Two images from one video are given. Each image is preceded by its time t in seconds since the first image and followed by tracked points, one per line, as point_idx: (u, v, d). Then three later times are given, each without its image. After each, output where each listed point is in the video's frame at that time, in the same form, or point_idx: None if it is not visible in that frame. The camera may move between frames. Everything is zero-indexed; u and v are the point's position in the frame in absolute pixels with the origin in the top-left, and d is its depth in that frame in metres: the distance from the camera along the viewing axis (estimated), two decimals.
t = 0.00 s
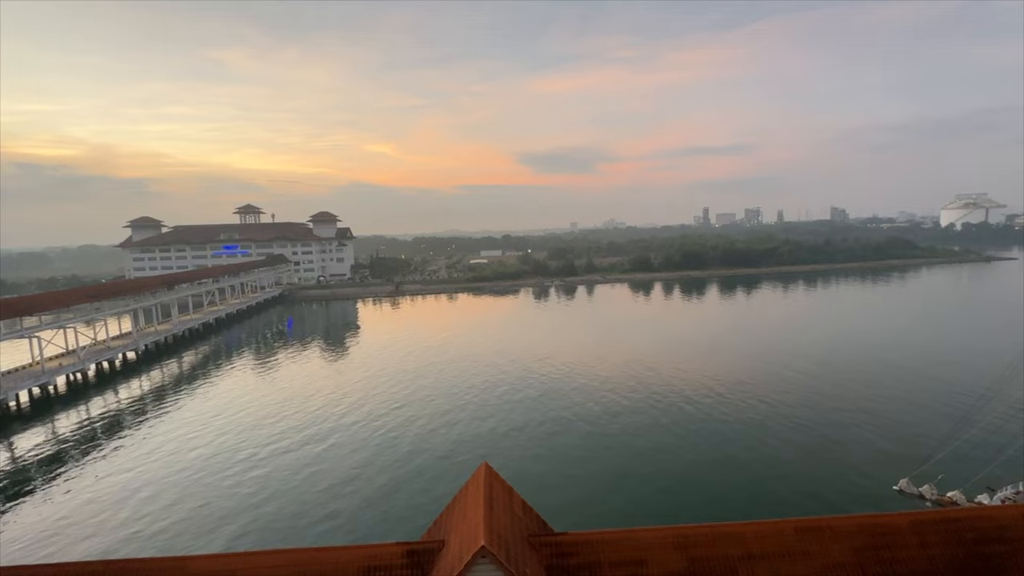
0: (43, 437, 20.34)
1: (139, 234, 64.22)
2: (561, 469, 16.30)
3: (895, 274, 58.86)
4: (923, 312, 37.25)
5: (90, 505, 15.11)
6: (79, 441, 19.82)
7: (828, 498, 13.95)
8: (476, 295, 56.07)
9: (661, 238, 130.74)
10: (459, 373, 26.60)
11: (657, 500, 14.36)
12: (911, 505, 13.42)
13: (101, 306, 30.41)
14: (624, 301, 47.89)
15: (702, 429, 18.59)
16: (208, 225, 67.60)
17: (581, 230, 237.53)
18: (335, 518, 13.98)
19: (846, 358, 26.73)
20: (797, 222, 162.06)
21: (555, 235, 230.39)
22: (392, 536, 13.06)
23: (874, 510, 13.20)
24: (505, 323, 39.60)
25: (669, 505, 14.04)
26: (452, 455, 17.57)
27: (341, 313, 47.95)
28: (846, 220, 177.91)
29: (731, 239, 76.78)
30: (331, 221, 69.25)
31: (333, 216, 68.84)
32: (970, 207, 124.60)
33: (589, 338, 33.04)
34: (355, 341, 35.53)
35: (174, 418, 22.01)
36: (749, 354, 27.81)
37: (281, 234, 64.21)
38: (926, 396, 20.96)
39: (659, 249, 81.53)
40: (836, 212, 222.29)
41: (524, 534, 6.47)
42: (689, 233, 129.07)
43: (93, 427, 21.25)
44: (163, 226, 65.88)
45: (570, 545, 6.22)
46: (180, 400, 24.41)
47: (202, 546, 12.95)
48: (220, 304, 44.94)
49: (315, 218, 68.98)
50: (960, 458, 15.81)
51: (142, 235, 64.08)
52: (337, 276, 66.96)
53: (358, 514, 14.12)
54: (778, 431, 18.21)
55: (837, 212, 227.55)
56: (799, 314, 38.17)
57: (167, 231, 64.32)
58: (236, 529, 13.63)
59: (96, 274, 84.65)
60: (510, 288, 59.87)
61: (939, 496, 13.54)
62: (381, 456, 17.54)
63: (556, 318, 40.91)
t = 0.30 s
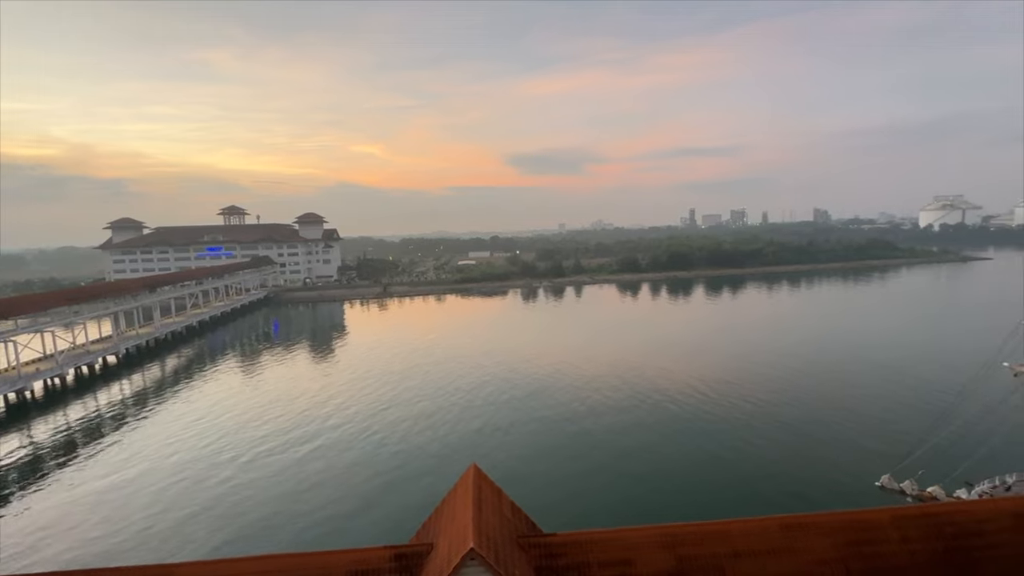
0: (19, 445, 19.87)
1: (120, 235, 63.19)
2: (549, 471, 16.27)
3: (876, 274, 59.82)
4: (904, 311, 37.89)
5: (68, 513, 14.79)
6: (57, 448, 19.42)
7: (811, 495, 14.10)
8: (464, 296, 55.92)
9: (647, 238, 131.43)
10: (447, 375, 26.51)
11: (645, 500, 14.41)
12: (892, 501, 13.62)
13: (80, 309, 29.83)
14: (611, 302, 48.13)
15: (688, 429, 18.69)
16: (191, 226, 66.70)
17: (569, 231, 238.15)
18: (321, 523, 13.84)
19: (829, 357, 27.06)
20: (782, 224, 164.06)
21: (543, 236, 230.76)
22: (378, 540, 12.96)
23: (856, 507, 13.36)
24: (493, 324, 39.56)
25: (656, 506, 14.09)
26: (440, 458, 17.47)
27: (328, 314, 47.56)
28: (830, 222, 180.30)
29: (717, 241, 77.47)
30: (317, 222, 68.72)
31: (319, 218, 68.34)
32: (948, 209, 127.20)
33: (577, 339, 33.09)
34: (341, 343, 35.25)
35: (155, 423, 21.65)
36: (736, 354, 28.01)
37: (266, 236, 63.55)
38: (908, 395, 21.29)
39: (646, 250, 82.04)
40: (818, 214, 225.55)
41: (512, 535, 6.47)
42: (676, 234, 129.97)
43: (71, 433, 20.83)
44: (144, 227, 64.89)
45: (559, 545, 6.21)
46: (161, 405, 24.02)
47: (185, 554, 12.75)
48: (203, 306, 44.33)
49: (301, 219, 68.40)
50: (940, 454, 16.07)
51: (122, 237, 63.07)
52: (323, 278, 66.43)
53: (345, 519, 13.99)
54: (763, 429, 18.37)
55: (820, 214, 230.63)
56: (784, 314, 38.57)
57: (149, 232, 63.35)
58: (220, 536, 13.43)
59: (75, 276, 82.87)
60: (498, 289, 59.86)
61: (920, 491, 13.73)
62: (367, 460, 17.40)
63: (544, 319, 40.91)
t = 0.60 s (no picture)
0: None
1: (101, 238, 62.15)
2: (539, 473, 16.22)
3: (860, 275, 60.67)
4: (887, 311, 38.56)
5: (47, 522, 14.46)
6: (35, 455, 18.99)
7: (798, 494, 14.23)
8: (453, 298, 55.77)
9: (635, 240, 131.98)
10: (435, 377, 26.39)
11: (634, 501, 14.44)
12: (876, 498, 13.79)
13: (60, 312, 29.24)
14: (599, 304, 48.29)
15: (676, 429, 18.77)
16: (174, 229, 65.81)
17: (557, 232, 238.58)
18: (308, 528, 13.69)
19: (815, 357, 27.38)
20: (767, 226, 165.92)
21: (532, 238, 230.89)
22: (366, 545, 12.85)
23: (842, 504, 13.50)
24: (482, 326, 39.47)
25: (645, 506, 14.13)
26: (430, 460, 17.36)
27: (316, 317, 47.20)
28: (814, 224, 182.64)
29: (704, 242, 78.04)
30: (304, 224, 68.21)
31: (306, 220, 67.84)
32: (928, 210, 129.60)
33: (566, 341, 33.14)
34: (328, 346, 34.94)
35: (137, 429, 21.27)
36: (723, 355, 28.21)
37: (252, 238, 62.91)
38: (891, 393, 21.60)
39: (634, 251, 82.49)
40: (802, 217, 228.45)
41: (502, 538, 6.45)
42: (663, 236, 130.62)
43: (50, 440, 20.38)
44: (126, 230, 63.87)
45: (549, 547, 6.20)
46: (143, 410, 23.60)
47: (169, 562, 12.54)
48: (188, 310, 43.75)
49: (287, 221, 67.84)
50: (922, 451, 16.31)
51: (104, 239, 62.03)
52: (310, 280, 65.95)
53: (333, 523, 13.86)
54: (750, 429, 18.52)
55: (804, 215, 233.57)
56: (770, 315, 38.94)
57: (131, 235, 62.36)
58: (204, 543, 13.23)
59: (54, 280, 81.19)
60: (487, 291, 59.76)
61: (903, 488, 13.91)
62: (355, 463, 17.26)
63: (532, 321, 40.92)
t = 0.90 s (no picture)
0: None
1: (82, 240, 61.15)
2: (528, 475, 16.21)
3: (845, 276, 61.44)
4: (872, 312, 39.09)
5: (25, 531, 14.14)
6: (13, 463, 18.59)
7: (784, 493, 14.35)
8: (443, 300, 55.60)
9: (623, 241, 132.63)
10: (424, 379, 26.27)
11: (622, 502, 14.46)
12: (861, 496, 13.94)
13: (40, 316, 28.68)
14: (588, 305, 48.45)
15: (665, 430, 18.85)
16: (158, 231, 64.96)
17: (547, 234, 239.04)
18: (295, 534, 13.54)
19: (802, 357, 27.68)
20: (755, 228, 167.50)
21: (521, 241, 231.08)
22: (354, 550, 12.73)
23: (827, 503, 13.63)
24: (472, 328, 39.39)
25: (634, 506, 14.17)
26: (419, 463, 17.29)
27: (303, 320, 46.80)
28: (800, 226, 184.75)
29: (691, 244, 78.62)
30: (292, 226, 67.70)
31: (294, 221, 67.32)
32: (909, 212, 131.77)
33: (556, 342, 33.19)
34: (316, 349, 34.65)
35: (120, 435, 20.92)
36: (711, 355, 28.42)
37: (238, 240, 62.26)
38: (875, 393, 21.88)
39: (623, 253, 82.90)
40: (788, 219, 231.05)
41: (492, 541, 6.43)
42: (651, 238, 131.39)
43: (29, 448, 19.97)
44: (108, 232, 62.89)
45: (539, 550, 6.19)
46: (126, 416, 23.21)
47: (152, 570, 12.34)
48: (172, 313, 43.17)
49: (274, 223, 67.29)
50: (905, 449, 16.54)
51: (85, 241, 61.05)
52: (298, 283, 65.44)
53: (320, 529, 13.73)
54: (737, 429, 18.66)
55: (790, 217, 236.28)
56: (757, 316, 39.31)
57: (114, 237, 61.45)
58: (189, 551, 13.03)
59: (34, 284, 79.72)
60: (477, 293, 59.69)
61: (886, 486, 14.09)
62: (343, 467, 17.12)
63: (522, 322, 40.91)
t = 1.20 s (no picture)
0: None
1: (63, 242, 60.08)
2: (518, 477, 16.19)
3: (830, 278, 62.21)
4: (856, 313, 39.59)
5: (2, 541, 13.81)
6: None
7: (771, 492, 14.46)
8: (432, 303, 55.38)
9: (612, 244, 133.11)
10: (412, 382, 26.14)
11: (611, 503, 14.49)
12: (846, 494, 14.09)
13: (18, 321, 28.11)
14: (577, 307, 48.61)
15: (653, 431, 18.91)
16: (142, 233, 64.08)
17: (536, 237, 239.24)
18: (281, 540, 13.38)
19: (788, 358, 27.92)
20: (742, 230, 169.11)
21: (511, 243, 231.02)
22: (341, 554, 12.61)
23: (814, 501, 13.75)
24: (461, 330, 39.25)
25: (623, 507, 14.20)
26: (407, 467, 17.18)
27: (291, 323, 46.38)
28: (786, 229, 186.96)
29: (679, 246, 79.13)
30: (279, 228, 67.15)
31: (281, 224, 66.78)
32: (891, 214, 133.67)
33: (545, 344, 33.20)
34: (303, 353, 34.35)
35: (101, 441, 20.55)
36: (699, 357, 28.61)
37: (224, 243, 61.60)
38: (860, 393, 22.12)
39: (612, 255, 83.21)
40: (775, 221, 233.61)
41: (482, 544, 6.40)
42: (639, 240, 131.96)
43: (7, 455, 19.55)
44: (90, 234, 61.87)
45: (528, 552, 6.17)
46: (107, 422, 22.80)
47: None
48: (156, 317, 42.58)
49: (261, 226, 66.70)
50: (889, 448, 16.74)
51: (66, 244, 60.02)
52: (285, 286, 64.86)
53: (307, 534, 13.59)
54: (725, 429, 18.76)
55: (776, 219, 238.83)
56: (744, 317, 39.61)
57: (96, 240, 60.48)
58: (173, 558, 12.82)
59: (13, 288, 78.14)
60: (466, 296, 59.50)
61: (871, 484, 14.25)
62: (330, 471, 16.96)
63: (511, 324, 40.87)
